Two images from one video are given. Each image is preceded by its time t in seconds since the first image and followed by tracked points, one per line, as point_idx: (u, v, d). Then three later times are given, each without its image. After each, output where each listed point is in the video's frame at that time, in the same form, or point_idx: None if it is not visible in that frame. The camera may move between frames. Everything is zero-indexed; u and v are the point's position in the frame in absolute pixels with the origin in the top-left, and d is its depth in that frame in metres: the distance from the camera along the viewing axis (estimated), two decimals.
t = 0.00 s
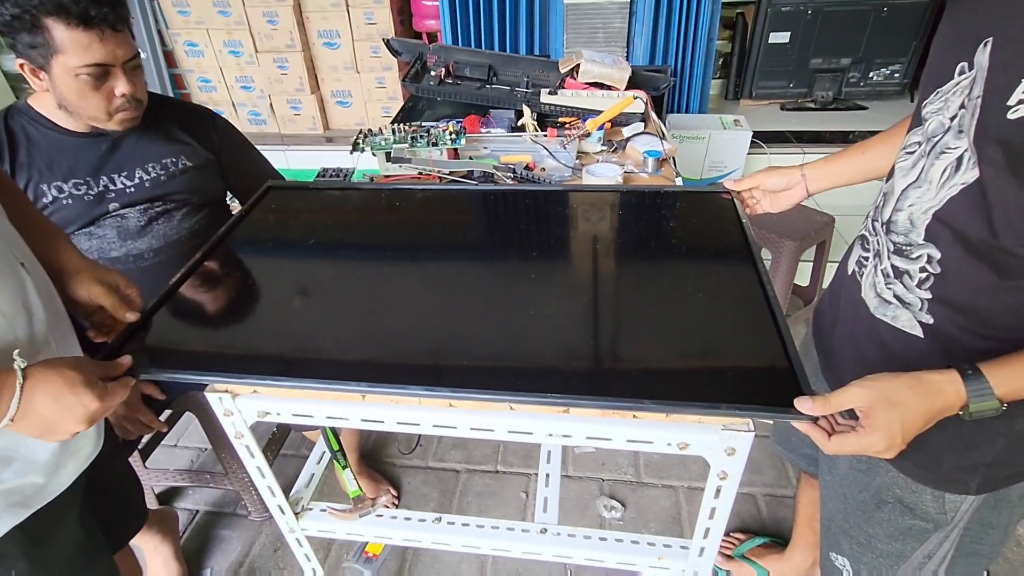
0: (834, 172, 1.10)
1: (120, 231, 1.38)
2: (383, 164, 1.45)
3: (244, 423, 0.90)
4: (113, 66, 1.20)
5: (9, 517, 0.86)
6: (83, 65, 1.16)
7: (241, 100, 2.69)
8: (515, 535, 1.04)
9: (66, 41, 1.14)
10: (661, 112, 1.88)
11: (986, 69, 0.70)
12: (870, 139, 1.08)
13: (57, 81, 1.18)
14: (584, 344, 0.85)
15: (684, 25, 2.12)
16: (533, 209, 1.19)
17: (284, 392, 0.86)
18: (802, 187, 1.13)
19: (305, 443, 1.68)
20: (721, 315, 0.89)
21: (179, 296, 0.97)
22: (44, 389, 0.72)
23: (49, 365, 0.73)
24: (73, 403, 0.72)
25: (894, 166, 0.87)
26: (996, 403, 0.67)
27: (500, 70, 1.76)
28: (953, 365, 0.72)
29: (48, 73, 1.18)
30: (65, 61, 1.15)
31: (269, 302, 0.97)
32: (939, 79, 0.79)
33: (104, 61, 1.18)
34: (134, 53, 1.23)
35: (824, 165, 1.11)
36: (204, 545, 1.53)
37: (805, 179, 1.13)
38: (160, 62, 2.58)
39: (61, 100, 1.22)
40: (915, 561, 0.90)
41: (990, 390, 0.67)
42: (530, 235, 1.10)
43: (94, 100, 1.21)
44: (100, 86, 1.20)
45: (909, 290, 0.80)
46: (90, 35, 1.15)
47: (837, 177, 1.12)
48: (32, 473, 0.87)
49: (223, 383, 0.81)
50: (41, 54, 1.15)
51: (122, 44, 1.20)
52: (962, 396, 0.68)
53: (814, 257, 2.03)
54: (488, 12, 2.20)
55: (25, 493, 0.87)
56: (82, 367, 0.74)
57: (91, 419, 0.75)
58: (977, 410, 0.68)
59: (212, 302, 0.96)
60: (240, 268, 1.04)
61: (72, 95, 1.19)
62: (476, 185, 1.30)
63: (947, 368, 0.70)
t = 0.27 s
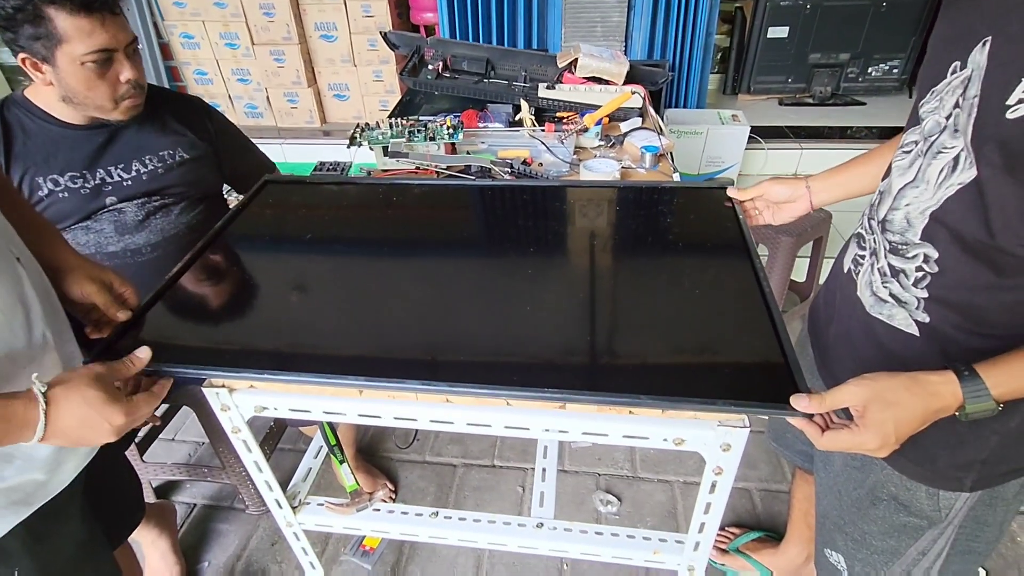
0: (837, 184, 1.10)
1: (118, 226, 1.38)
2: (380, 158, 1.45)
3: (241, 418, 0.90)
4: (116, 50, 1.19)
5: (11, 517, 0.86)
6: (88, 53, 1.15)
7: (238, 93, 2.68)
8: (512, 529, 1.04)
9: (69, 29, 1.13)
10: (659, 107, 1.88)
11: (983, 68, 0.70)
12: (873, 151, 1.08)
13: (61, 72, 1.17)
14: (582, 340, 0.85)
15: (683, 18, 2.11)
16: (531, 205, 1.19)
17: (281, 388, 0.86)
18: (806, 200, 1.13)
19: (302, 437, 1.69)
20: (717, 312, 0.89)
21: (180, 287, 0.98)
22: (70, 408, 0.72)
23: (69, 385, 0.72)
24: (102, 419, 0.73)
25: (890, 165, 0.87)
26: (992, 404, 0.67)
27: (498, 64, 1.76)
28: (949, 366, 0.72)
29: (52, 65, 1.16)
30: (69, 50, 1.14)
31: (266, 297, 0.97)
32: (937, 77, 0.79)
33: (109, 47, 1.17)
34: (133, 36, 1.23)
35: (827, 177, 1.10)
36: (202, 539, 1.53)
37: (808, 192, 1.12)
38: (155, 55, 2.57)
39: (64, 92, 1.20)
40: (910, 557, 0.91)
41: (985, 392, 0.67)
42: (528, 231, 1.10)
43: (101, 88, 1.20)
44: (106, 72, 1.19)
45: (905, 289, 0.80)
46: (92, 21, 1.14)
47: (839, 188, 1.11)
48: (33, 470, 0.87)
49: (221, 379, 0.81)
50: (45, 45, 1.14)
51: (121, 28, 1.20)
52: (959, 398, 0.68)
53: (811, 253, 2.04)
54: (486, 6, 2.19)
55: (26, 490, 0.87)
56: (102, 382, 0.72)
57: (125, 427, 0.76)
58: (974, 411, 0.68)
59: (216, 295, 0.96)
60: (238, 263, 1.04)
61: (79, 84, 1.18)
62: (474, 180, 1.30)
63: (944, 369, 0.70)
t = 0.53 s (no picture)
0: (835, 180, 1.10)
1: (126, 228, 1.40)
2: (381, 157, 1.46)
3: (245, 416, 0.92)
4: (118, 45, 1.20)
5: (34, 516, 0.89)
6: (92, 48, 1.15)
7: (240, 91, 2.69)
8: (511, 525, 1.05)
9: (72, 25, 1.13)
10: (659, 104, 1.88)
11: (980, 70, 0.71)
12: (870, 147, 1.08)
13: (64, 69, 1.16)
14: (581, 338, 0.86)
15: (684, 15, 2.11)
16: (530, 203, 1.19)
17: (284, 386, 0.87)
18: (802, 196, 1.14)
19: (305, 434, 1.70)
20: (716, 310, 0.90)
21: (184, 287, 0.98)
22: (111, 413, 0.75)
23: (110, 391, 0.75)
24: (142, 423, 0.76)
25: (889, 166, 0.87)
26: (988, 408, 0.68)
27: (498, 62, 1.75)
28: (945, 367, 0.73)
29: (56, 63, 1.16)
30: (73, 45, 1.14)
31: (268, 296, 0.98)
32: (934, 77, 0.79)
33: (111, 41, 1.18)
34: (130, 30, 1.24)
35: (824, 172, 1.11)
36: (207, 535, 1.55)
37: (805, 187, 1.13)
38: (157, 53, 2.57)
39: (70, 91, 1.20)
40: (906, 553, 0.91)
41: (980, 394, 0.67)
42: (527, 229, 1.11)
43: (107, 84, 1.21)
44: (110, 68, 1.20)
45: (902, 288, 0.81)
46: (94, 15, 1.14)
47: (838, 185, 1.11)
48: (53, 468, 0.90)
49: (224, 378, 0.82)
50: (48, 42, 1.13)
51: (120, 22, 1.20)
52: (954, 401, 0.69)
53: (812, 250, 2.04)
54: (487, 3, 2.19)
55: (47, 487, 0.91)
56: (141, 388, 0.75)
57: (164, 430, 0.79)
58: (969, 415, 0.69)
59: (222, 297, 0.97)
60: (241, 262, 1.05)
61: (85, 81, 1.18)
62: (474, 179, 1.31)
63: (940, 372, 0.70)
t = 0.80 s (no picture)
0: (843, 194, 1.09)
1: (123, 233, 1.40)
2: (380, 158, 1.46)
3: (244, 418, 0.92)
4: (95, 47, 1.20)
5: (50, 523, 0.90)
6: (68, 51, 1.15)
7: (240, 90, 2.69)
8: (511, 526, 1.06)
9: (46, 28, 1.13)
10: (659, 102, 1.88)
11: (979, 75, 0.70)
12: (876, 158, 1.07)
13: (43, 74, 1.17)
14: (580, 341, 0.86)
15: (684, 12, 2.10)
16: (529, 204, 1.19)
17: (283, 390, 0.87)
18: (812, 211, 1.12)
19: (307, 434, 1.71)
20: (714, 311, 0.90)
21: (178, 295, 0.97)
22: (120, 421, 0.76)
23: (117, 400, 0.76)
24: (150, 429, 0.78)
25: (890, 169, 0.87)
26: (981, 406, 0.68)
27: (498, 61, 1.76)
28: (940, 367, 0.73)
29: (34, 68, 1.17)
30: (49, 49, 1.14)
31: (268, 298, 0.98)
32: (934, 78, 0.79)
33: (88, 42, 1.18)
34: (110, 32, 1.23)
35: (832, 186, 1.09)
36: (209, 534, 1.56)
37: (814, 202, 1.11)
38: (157, 53, 2.57)
39: (51, 94, 1.21)
40: (907, 556, 0.91)
41: (974, 393, 0.67)
42: (526, 230, 1.11)
43: (87, 86, 1.21)
44: (90, 70, 1.20)
45: (903, 292, 0.80)
46: (68, 17, 1.14)
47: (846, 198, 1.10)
48: (64, 475, 0.91)
49: (225, 381, 0.82)
50: (24, 47, 1.14)
51: (98, 23, 1.20)
52: (947, 400, 0.69)
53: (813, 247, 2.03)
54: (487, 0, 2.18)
55: (59, 495, 0.91)
56: (149, 396, 0.76)
57: (170, 436, 0.80)
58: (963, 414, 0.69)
59: (222, 300, 0.97)
60: (241, 264, 1.05)
61: (64, 85, 1.19)
62: (472, 180, 1.31)
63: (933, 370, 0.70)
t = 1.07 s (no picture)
0: (846, 185, 1.07)
1: (113, 234, 1.39)
2: (380, 154, 1.45)
3: (244, 418, 0.92)
4: (76, 47, 1.17)
5: (59, 530, 0.89)
6: (46, 49, 1.13)
7: (240, 86, 2.68)
8: (513, 525, 1.06)
9: (24, 27, 1.11)
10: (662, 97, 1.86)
11: (995, 68, 0.69)
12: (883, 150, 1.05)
13: (22, 71, 1.16)
14: (583, 339, 0.85)
15: (687, 5, 2.09)
16: (531, 201, 1.18)
17: (284, 389, 0.87)
18: (814, 202, 1.10)
19: (308, 431, 1.70)
20: (719, 308, 0.89)
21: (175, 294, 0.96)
22: (144, 432, 0.76)
23: (138, 411, 0.75)
24: (176, 434, 0.78)
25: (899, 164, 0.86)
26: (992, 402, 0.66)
27: (499, 56, 1.75)
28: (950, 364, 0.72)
29: (13, 65, 1.16)
30: (27, 47, 1.12)
31: (268, 296, 0.97)
32: (946, 73, 0.78)
33: (67, 43, 1.15)
34: (94, 31, 1.20)
35: (836, 178, 1.08)
36: (211, 532, 1.56)
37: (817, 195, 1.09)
38: (157, 49, 2.56)
39: (30, 93, 1.20)
40: (915, 557, 0.91)
41: (984, 388, 0.66)
42: (528, 227, 1.10)
43: (65, 87, 1.19)
44: (68, 71, 1.18)
45: (913, 291, 0.79)
46: (49, 17, 1.12)
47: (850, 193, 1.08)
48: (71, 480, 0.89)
49: (224, 381, 0.81)
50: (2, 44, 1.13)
51: (81, 22, 1.17)
52: (958, 397, 0.67)
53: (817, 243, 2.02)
54: None
55: (66, 501, 0.89)
56: (165, 402, 0.77)
57: (190, 439, 0.81)
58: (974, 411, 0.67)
59: (221, 298, 0.96)
60: (241, 263, 1.04)
61: (42, 84, 1.17)
62: (473, 176, 1.30)
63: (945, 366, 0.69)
